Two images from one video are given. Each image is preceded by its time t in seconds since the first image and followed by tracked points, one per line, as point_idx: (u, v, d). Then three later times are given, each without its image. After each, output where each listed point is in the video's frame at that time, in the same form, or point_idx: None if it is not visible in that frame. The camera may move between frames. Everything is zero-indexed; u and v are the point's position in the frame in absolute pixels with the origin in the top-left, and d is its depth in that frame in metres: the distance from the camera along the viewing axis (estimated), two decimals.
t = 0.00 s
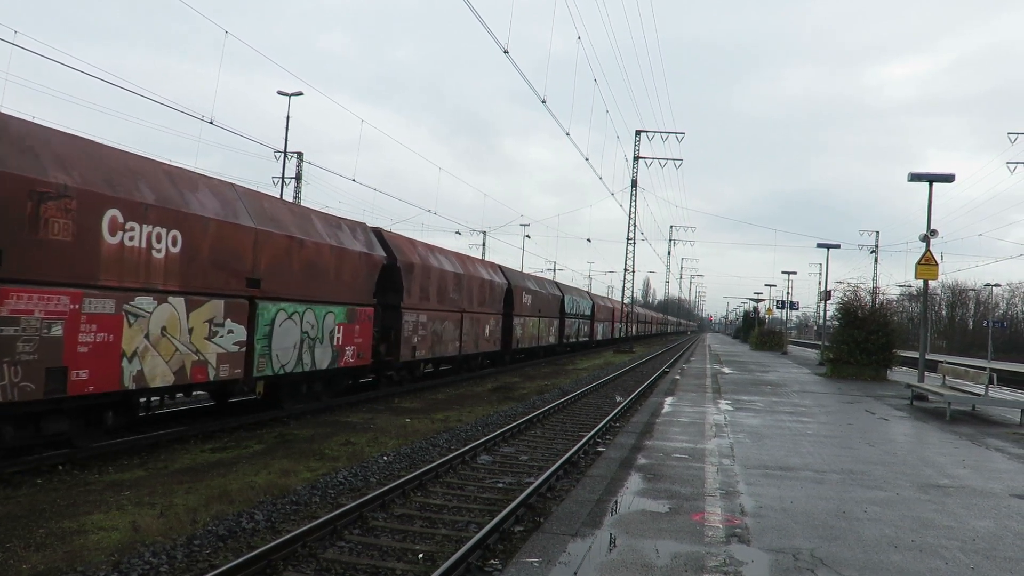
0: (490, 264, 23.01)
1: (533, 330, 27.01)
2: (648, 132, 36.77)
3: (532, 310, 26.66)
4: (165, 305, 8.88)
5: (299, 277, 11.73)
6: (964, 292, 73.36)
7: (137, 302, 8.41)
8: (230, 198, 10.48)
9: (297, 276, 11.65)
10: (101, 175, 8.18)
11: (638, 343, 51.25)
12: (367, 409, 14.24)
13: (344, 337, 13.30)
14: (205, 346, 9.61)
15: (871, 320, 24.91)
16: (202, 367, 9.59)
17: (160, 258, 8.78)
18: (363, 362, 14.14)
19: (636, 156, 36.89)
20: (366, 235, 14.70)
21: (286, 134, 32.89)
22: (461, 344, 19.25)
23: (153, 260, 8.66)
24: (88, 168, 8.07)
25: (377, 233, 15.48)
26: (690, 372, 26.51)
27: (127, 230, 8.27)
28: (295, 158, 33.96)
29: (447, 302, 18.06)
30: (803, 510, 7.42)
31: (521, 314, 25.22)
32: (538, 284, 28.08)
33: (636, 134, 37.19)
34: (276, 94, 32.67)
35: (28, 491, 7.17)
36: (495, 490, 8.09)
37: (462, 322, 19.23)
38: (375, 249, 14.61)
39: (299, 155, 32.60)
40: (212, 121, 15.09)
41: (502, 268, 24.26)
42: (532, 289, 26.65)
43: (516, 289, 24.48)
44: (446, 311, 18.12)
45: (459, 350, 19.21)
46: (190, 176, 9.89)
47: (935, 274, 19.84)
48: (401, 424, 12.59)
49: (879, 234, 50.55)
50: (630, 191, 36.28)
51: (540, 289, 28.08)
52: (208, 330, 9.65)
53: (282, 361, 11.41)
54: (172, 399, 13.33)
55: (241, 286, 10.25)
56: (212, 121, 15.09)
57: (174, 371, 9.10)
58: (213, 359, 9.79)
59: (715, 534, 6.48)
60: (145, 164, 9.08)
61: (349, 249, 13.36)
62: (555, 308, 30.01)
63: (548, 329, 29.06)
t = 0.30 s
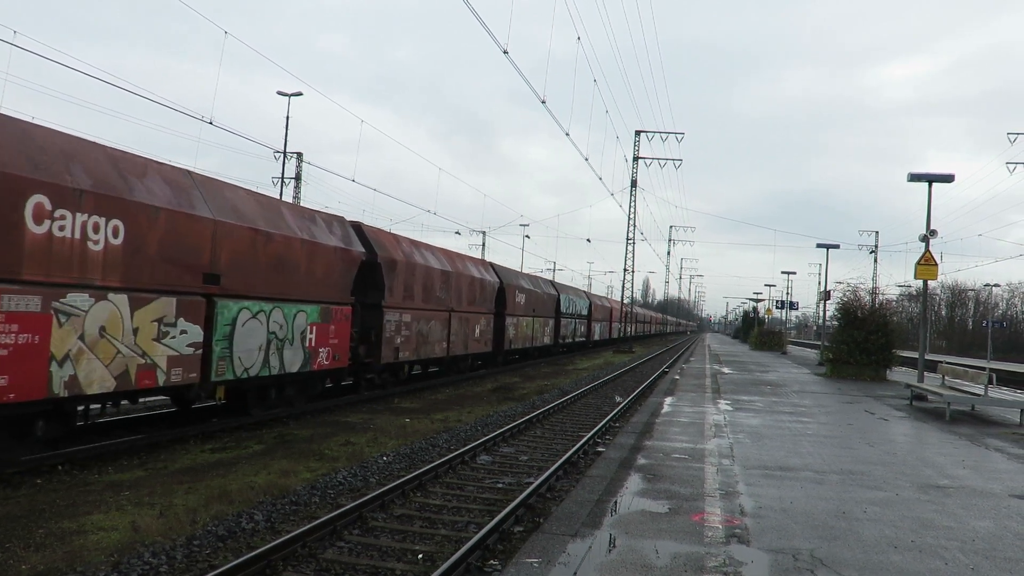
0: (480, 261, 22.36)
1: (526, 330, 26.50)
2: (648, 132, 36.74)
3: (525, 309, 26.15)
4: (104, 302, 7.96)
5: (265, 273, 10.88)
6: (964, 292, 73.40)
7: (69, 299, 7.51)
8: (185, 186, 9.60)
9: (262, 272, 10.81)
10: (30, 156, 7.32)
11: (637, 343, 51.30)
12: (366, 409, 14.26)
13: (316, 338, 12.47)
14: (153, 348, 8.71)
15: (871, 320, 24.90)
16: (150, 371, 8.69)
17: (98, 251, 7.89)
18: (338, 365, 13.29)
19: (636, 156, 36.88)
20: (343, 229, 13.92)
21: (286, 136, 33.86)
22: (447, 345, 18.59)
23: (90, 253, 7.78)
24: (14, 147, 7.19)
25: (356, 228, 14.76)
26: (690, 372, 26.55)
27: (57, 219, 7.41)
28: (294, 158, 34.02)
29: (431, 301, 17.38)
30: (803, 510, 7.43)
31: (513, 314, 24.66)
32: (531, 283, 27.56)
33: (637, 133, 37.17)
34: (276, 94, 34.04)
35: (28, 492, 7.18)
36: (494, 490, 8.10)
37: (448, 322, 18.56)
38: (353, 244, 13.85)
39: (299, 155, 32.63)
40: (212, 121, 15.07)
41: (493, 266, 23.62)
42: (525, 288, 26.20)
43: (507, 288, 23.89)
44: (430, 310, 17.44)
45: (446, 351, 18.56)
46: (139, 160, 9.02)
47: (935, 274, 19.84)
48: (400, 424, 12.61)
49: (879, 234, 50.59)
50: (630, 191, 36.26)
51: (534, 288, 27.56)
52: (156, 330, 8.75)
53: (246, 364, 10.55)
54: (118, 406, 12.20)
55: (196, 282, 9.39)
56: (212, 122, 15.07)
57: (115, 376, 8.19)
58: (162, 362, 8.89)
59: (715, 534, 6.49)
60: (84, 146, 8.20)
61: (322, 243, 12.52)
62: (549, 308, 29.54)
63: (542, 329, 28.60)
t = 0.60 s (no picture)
0: (470, 259, 21.43)
1: (520, 330, 25.71)
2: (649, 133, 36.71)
3: (519, 309, 25.39)
4: (30, 299, 7.06)
5: (226, 270, 9.94)
6: (963, 292, 73.42)
7: None
8: (131, 172, 8.67)
9: (223, 268, 9.87)
10: None
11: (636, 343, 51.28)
12: (366, 409, 14.28)
13: (291, 340, 11.59)
14: (90, 351, 7.77)
15: (870, 320, 24.90)
16: (86, 377, 7.75)
17: (20, 241, 6.99)
18: (313, 368, 12.30)
19: (636, 156, 36.87)
20: (318, 221, 13.01)
21: (286, 136, 33.53)
22: (434, 346, 17.68)
23: (12, 243, 6.89)
24: None
25: (333, 222, 13.82)
26: (689, 372, 26.56)
27: None
28: (294, 158, 34.00)
29: (417, 300, 16.51)
30: (803, 510, 7.44)
31: (506, 314, 23.86)
32: (525, 281, 26.78)
33: (637, 133, 37.15)
34: (275, 93, 32.91)
35: (28, 491, 7.18)
36: (494, 490, 8.11)
37: (435, 322, 17.65)
38: (329, 239, 12.92)
39: (298, 154, 32.61)
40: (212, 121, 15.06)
41: (484, 264, 22.72)
42: (519, 287, 25.43)
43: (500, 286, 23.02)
44: (415, 309, 16.50)
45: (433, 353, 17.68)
46: (75, 143, 8.11)
47: (935, 274, 19.84)
48: (400, 424, 12.63)
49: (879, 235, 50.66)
50: (630, 191, 36.24)
51: (528, 286, 26.79)
52: (94, 331, 7.80)
53: (204, 368, 9.59)
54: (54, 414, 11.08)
55: (144, 278, 8.45)
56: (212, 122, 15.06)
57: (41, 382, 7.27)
58: (101, 367, 7.92)
59: (715, 534, 6.49)
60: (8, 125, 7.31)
61: (292, 237, 11.57)
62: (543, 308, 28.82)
63: (536, 329, 27.90)
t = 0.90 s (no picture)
0: (460, 255, 20.58)
1: (513, 330, 24.96)
2: (649, 133, 36.73)
3: (512, 309, 24.64)
4: None
5: (176, 263, 9.05)
6: (963, 292, 73.42)
7: None
8: (67, 155, 7.86)
9: (177, 261, 9.06)
10: None
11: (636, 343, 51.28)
12: (367, 409, 14.31)
13: (256, 341, 10.77)
14: (12, 354, 6.98)
15: (871, 320, 24.90)
16: (8, 383, 6.96)
17: None
18: (283, 371, 11.50)
19: (636, 156, 36.90)
20: (291, 212, 12.11)
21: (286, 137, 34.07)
22: (420, 348, 16.86)
23: None
24: None
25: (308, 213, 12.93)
26: (689, 372, 26.59)
27: None
28: (294, 157, 33.97)
29: (400, 298, 15.65)
30: (803, 510, 7.44)
31: (498, 313, 23.08)
32: (518, 279, 26.08)
33: (637, 133, 37.18)
34: (275, 93, 34.67)
35: (28, 492, 7.18)
36: (494, 490, 8.11)
37: (421, 322, 16.81)
38: (302, 232, 12.02)
39: (298, 154, 32.50)
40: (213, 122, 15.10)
41: (476, 261, 21.90)
42: (512, 286, 24.65)
43: (492, 284, 22.23)
44: (398, 308, 15.66)
45: (418, 355, 16.85)
46: None
47: (935, 273, 19.84)
48: (401, 424, 12.64)
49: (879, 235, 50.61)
50: (630, 191, 36.26)
51: (522, 285, 26.07)
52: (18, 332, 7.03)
53: (152, 372, 8.81)
54: None
55: (79, 271, 7.65)
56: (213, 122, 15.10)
57: None
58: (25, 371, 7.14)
59: (715, 534, 6.50)
60: None
61: (257, 229, 10.62)
62: (538, 308, 28.13)
63: (531, 330, 27.24)
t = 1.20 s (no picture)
0: (447, 252, 19.82)
1: (506, 330, 24.27)
2: (649, 133, 36.74)
3: (504, 308, 23.97)
4: None
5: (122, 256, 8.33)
6: (963, 292, 73.45)
7: None
8: None
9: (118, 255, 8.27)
10: None
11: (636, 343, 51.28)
12: (367, 409, 14.32)
13: (213, 343, 9.96)
14: None
15: (870, 320, 24.91)
16: None
17: None
18: (245, 375, 10.71)
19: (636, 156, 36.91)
20: (257, 204, 11.41)
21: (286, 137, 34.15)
22: (403, 350, 16.13)
23: None
24: None
25: (277, 206, 12.19)
26: (689, 372, 26.60)
27: None
28: (294, 157, 33.95)
29: (382, 296, 14.92)
30: (803, 510, 7.44)
31: (489, 313, 22.36)
32: (511, 278, 25.44)
33: (637, 134, 37.20)
34: (275, 94, 34.38)
35: (27, 492, 7.18)
36: (494, 490, 8.11)
37: (404, 322, 16.09)
38: (269, 225, 11.33)
39: (298, 154, 32.45)
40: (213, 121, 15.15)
41: (465, 259, 21.16)
42: (504, 285, 23.97)
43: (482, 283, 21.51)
44: (379, 308, 14.91)
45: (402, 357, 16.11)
46: None
47: (935, 273, 19.85)
48: (401, 424, 12.64)
49: (880, 234, 50.65)
50: (630, 191, 36.28)
51: (514, 284, 25.41)
52: None
53: (88, 377, 7.99)
54: None
55: None
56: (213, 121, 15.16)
57: None
58: None
59: (715, 534, 6.50)
60: None
61: (212, 220, 9.86)
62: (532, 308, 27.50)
63: (525, 330, 26.64)
